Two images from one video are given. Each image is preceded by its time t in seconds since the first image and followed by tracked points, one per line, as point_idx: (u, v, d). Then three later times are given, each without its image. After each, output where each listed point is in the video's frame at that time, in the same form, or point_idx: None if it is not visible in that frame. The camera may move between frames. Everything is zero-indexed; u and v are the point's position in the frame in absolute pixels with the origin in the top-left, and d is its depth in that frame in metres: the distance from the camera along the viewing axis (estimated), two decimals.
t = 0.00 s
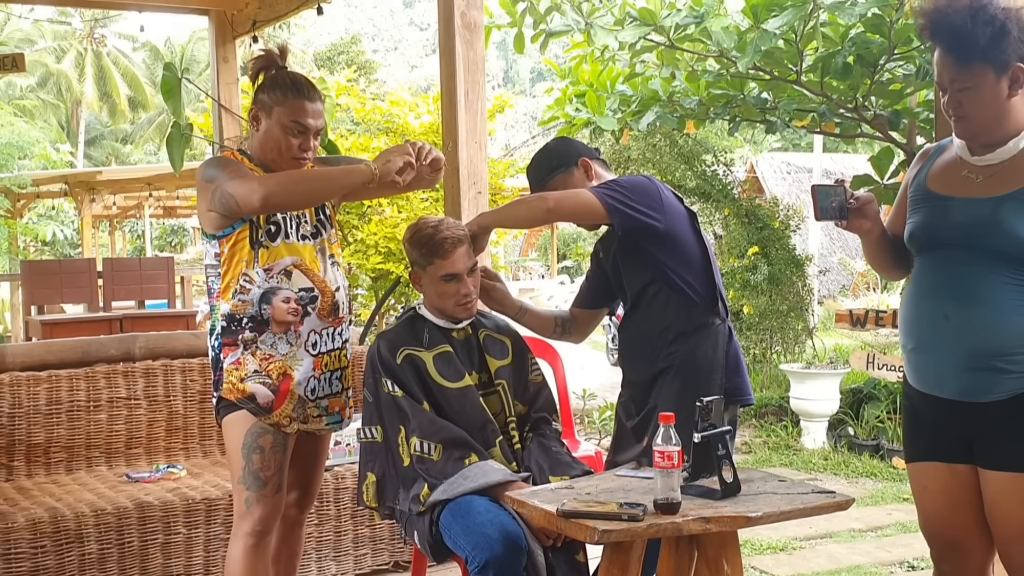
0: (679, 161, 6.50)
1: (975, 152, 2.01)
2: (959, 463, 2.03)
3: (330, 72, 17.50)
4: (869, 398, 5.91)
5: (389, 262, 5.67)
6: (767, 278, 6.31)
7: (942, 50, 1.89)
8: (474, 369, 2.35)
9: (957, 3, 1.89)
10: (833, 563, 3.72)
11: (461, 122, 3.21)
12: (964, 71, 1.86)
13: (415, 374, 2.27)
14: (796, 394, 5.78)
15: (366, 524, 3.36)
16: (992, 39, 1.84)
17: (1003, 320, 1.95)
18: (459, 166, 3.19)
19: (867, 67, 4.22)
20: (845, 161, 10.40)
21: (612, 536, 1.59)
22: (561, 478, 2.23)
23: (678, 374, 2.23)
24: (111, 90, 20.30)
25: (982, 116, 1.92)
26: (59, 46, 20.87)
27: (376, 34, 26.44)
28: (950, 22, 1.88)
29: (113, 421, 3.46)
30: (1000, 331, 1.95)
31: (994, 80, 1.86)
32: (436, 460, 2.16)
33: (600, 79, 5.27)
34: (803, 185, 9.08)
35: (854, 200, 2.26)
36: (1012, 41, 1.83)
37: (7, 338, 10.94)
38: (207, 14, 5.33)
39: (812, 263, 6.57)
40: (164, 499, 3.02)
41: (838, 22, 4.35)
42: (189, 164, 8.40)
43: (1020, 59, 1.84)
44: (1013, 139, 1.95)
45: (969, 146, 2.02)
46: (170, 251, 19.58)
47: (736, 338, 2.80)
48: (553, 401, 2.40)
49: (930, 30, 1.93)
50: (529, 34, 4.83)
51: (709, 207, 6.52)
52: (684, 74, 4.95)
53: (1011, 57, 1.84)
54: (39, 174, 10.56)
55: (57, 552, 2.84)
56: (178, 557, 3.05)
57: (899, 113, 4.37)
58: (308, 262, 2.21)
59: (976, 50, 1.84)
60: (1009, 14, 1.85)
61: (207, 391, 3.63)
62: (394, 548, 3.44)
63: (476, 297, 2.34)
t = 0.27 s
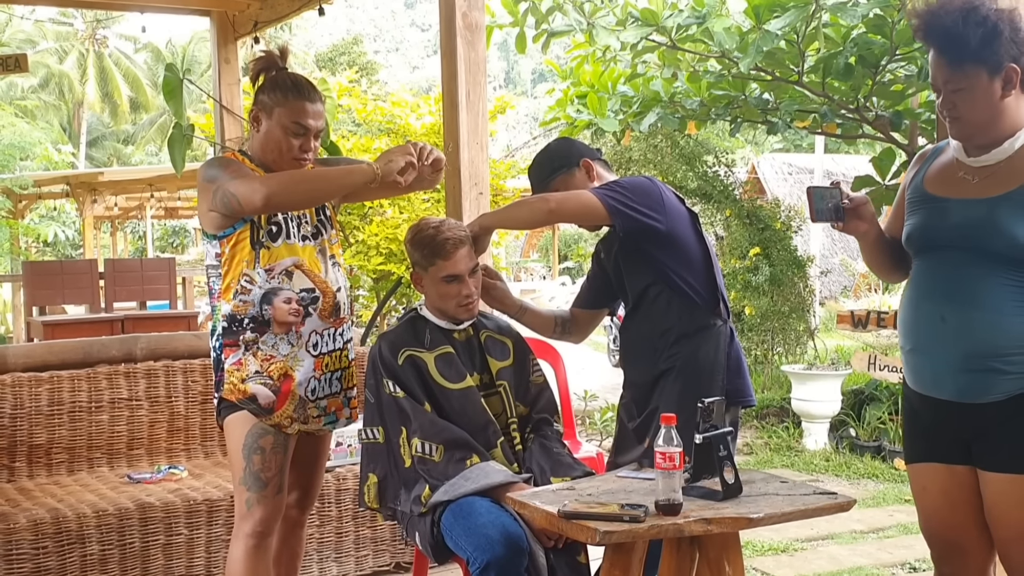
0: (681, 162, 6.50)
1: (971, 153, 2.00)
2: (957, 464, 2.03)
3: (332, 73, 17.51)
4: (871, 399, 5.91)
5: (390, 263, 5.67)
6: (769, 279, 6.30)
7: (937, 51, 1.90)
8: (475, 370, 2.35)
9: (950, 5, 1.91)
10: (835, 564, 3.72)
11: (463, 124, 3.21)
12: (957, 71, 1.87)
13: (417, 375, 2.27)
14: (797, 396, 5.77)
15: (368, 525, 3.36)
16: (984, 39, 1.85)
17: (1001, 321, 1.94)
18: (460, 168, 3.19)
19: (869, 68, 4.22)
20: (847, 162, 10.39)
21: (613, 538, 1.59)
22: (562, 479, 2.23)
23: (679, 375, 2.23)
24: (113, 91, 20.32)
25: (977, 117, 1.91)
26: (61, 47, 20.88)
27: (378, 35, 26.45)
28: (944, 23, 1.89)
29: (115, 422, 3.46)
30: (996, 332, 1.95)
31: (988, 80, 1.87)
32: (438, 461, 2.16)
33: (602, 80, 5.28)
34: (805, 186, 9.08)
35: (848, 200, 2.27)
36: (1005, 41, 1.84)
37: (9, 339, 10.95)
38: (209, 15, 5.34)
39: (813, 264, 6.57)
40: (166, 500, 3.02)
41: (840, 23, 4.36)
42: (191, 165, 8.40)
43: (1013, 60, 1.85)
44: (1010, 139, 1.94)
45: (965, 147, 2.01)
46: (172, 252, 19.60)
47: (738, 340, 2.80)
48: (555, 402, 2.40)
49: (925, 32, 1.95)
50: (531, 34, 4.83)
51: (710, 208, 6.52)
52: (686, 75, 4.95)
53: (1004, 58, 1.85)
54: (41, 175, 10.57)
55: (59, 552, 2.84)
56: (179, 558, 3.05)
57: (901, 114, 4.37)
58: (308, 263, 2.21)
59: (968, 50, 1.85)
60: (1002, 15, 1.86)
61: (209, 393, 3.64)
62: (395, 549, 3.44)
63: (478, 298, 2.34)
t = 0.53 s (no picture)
0: (681, 163, 6.51)
1: (964, 154, 2.00)
2: (953, 464, 2.02)
3: (332, 73, 17.51)
4: (871, 400, 5.91)
5: (390, 263, 5.67)
6: (769, 280, 6.30)
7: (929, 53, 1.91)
8: (476, 371, 2.35)
9: (941, 7, 1.93)
10: (836, 565, 3.72)
11: (463, 124, 3.21)
12: (948, 73, 1.89)
13: (417, 376, 2.27)
14: (797, 397, 5.77)
15: (368, 525, 3.36)
16: (974, 41, 1.86)
17: (993, 322, 1.94)
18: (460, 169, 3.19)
19: (869, 69, 4.22)
20: (847, 162, 10.40)
21: (613, 538, 1.59)
22: (562, 480, 2.23)
23: (680, 376, 2.23)
24: (113, 92, 20.33)
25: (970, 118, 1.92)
26: (61, 48, 20.88)
27: (378, 35, 26.46)
28: (936, 25, 1.91)
29: (115, 423, 3.46)
30: (987, 333, 1.95)
31: (979, 81, 1.88)
32: (438, 461, 2.16)
33: (602, 81, 5.28)
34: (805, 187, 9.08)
35: (841, 201, 2.27)
36: (995, 43, 1.86)
37: (8, 340, 10.94)
38: (209, 16, 5.34)
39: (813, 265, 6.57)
40: (166, 501, 3.02)
41: (841, 23, 4.37)
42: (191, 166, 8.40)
43: (1004, 61, 1.87)
44: (1003, 139, 1.94)
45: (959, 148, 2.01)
46: (172, 252, 19.59)
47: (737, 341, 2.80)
48: (555, 402, 2.39)
49: (916, 34, 1.96)
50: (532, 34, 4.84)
51: (710, 209, 6.52)
52: (686, 76, 4.95)
53: (995, 60, 1.86)
54: (40, 176, 10.57)
55: (59, 552, 2.84)
56: (179, 558, 3.05)
57: (901, 114, 4.37)
58: (323, 260, 2.24)
59: (960, 52, 1.87)
60: (992, 17, 1.88)
61: (209, 393, 3.64)
62: (395, 549, 3.44)
63: (478, 298, 2.34)
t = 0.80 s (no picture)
0: (681, 163, 6.51)
1: (955, 155, 2.00)
2: (948, 463, 2.02)
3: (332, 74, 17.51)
4: (871, 401, 5.91)
5: (390, 264, 5.67)
6: (769, 280, 6.30)
7: (919, 55, 1.91)
8: (476, 371, 2.35)
9: (931, 9, 1.93)
10: (836, 566, 3.71)
11: (463, 125, 3.21)
12: (938, 74, 1.89)
13: (417, 376, 2.26)
14: (797, 397, 5.77)
15: (367, 526, 3.36)
16: (964, 42, 1.86)
17: (986, 322, 1.94)
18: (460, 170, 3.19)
19: (869, 69, 4.22)
20: (847, 163, 10.39)
21: (614, 539, 1.59)
22: (562, 480, 2.23)
23: (679, 376, 2.23)
24: (113, 93, 20.33)
25: (959, 119, 1.92)
26: (61, 49, 20.88)
27: (377, 36, 26.46)
28: (925, 27, 1.91)
29: (115, 424, 3.46)
30: (980, 332, 1.95)
31: (970, 82, 1.88)
32: (438, 462, 2.16)
33: (601, 81, 5.28)
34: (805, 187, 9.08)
35: (834, 203, 2.26)
36: (985, 44, 1.86)
37: (9, 341, 10.95)
38: (209, 17, 5.34)
39: (813, 265, 6.57)
40: (165, 502, 3.02)
41: (840, 24, 4.37)
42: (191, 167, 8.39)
43: (993, 63, 1.87)
44: (993, 139, 1.93)
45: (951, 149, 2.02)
46: (172, 253, 19.59)
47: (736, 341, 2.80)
48: (555, 402, 2.40)
49: (907, 36, 1.96)
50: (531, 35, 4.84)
51: (710, 210, 6.51)
52: (686, 77, 4.96)
53: (984, 60, 1.86)
54: (41, 177, 10.57)
55: (58, 554, 2.84)
56: (179, 559, 3.04)
57: (901, 115, 4.37)
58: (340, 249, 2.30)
59: (949, 53, 1.87)
60: (982, 19, 1.89)
61: (209, 394, 3.63)
62: (395, 550, 3.43)
63: (478, 299, 2.34)
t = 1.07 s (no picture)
0: (680, 164, 6.51)
1: (949, 156, 2.00)
2: (945, 464, 2.03)
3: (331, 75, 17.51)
4: (870, 401, 5.91)
5: (389, 264, 5.67)
6: (768, 281, 6.31)
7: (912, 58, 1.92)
8: (475, 371, 2.35)
9: (922, 11, 1.94)
10: (835, 566, 3.72)
11: (462, 125, 3.21)
12: (931, 75, 1.89)
13: (416, 377, 2.26)
14: (796, 397, 5.77)
15: (367, 526, 3.36)
16: (955, 44, 1.87)
17: (981, 322, 1.94)
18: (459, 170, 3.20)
19: (869, 70, 4.22)
20: (847, 163, 10.39)
21: (613, 539, 1.59)
22: (562, 480, 2.23)
23: (678, 376, 2.23)
24: (113, 93, 20.32)
25: (950, 121, 1.92)
26: (61, 49, 20.88)
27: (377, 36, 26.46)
28: (916, 30, 1.91)
29: (114, 424, 3.46)
30: (975, 333, 1.95)
31: (961, 83, 1.88)
32: (437, 462, 2.16)
33: (601, 82, 5.29)
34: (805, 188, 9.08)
35: (829, 204, 2.27)
36: (976, 45, 1.86)
37: (8, 341, 10.94)
38: (208, 17, 5.35)
39: (813, 266, 6.57)
40: (164, 502, 3.02)
41: (840, 24, 4.37)
42: (190, 167, 8.39)
43: (985, 63, 1.87)
44: (986, 140, 1.93)
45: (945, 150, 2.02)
46: (171, 253, 19.59)
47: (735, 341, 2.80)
48: (554, 403, 2.40)
49: (898, 39, 1.97)
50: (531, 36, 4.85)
51: (710, 210, 6.51)
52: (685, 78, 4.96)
53: (976, 61, 1.86)
54: (40, 177, 10.56)
55: (58, 553, 2.84)
56: (178, 559, 3.04)
57: (900, 116, 4.37)
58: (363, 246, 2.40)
59: (940, 54, 1.87)
60: (973, 21, 1.89)
61: (208, 394, 3.63)
62: (394, 550, 3.43)
63: (477, 300, 2.34)
